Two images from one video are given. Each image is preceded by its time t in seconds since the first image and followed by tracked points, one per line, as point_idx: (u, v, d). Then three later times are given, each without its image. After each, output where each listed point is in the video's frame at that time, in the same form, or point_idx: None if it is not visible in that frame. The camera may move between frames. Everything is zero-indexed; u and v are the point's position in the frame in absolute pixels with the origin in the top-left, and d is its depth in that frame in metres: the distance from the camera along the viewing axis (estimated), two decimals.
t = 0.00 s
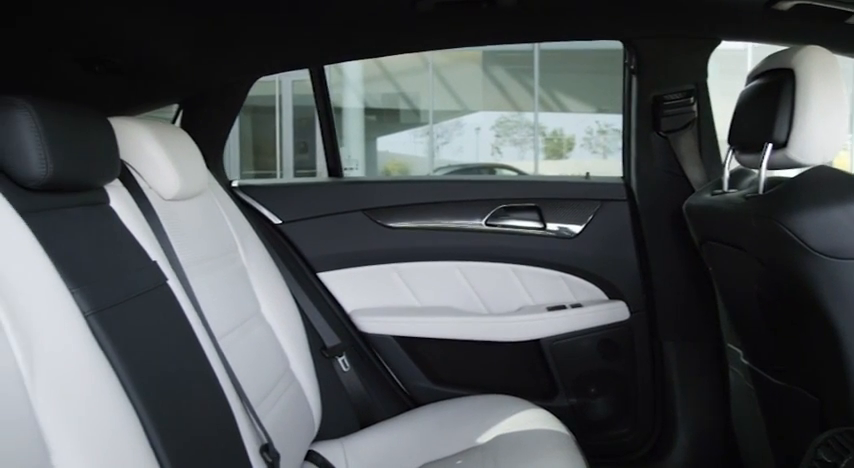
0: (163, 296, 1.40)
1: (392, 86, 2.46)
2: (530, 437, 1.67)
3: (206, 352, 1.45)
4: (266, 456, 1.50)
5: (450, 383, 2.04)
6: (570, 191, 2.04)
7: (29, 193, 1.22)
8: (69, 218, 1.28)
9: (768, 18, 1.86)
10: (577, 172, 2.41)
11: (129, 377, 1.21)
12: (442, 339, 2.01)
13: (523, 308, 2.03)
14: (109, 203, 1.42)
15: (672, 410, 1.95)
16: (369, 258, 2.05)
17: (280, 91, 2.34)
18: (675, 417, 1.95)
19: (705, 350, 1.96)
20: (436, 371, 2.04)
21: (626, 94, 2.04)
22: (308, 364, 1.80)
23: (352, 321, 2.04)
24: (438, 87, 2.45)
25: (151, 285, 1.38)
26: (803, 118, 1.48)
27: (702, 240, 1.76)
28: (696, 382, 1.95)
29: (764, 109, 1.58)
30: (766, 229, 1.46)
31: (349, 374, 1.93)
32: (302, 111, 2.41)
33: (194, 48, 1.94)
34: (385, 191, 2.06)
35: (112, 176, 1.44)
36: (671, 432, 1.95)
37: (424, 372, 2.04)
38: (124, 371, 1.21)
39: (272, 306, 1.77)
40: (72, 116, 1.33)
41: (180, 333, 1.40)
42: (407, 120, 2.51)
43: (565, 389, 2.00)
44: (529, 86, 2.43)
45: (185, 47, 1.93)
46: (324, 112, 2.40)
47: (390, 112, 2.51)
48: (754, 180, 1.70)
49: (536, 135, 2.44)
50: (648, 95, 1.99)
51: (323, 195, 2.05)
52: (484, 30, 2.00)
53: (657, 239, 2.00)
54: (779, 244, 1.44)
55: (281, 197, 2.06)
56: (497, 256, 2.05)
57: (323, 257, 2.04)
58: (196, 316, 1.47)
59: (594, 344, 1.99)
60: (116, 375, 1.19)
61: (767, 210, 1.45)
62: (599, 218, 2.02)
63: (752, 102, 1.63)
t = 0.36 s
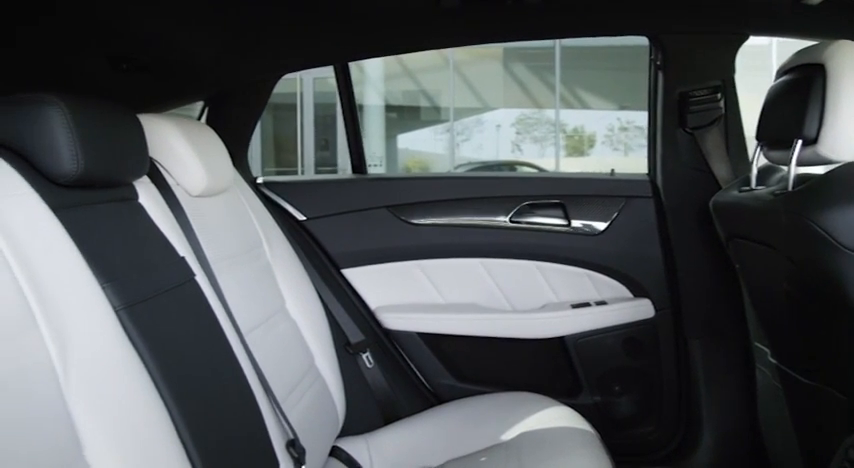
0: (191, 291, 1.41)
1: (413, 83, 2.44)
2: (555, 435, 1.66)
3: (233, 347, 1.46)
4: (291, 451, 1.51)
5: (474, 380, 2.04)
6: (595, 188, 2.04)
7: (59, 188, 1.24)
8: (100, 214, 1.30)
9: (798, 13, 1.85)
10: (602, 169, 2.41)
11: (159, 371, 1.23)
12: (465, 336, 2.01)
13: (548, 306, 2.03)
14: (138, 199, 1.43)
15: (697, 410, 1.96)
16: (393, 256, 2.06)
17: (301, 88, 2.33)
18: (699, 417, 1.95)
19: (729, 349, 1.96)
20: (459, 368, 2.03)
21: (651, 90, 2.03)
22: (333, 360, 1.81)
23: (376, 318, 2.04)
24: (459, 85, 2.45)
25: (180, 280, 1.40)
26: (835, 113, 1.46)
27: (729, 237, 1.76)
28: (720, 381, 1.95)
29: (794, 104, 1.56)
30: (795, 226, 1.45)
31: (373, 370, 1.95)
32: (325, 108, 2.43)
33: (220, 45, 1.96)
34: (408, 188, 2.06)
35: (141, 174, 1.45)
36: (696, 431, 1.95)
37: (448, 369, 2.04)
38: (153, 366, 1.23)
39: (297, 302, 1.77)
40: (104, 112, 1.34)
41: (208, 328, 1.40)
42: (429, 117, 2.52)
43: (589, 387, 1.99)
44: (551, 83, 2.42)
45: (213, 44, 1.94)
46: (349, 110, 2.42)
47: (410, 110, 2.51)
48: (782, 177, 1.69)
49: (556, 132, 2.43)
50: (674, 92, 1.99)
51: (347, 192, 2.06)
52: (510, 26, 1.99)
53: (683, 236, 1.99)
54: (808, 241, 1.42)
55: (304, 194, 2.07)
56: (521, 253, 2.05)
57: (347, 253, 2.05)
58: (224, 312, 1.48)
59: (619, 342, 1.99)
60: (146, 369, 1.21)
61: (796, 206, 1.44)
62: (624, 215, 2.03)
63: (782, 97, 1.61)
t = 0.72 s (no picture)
0: (219, 287, 1.42)
1: (433, 80, 2.44)
2: (582, 433, 1.66)
3: (261, 344, 1.47)
4: (318, 447, 1.51)
5: (498, 378, 2.06)
6: (620, 186, 2.05)
7: (90, 184, 1.25)
8: (130, 212, 1.31)
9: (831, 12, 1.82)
10: (629, 167, 2.40)
11: (189, 367, 1.24)
12: (492, 334, 2.04)
13: (572, 304, 2.05)
14: (167, 196, 1.44)
15: (723, 410, 1.95)
16: (417, 253, 2.09)
17: (322, 87, 2.36)
18: (725, 417, 1.94)
19: (754, 349, 1.95)
20: (483, 365, 2.06)
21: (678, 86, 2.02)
22: (357, 357, 1.82)
23: (400, 314, 2.08)
24: (481, 86, 2.43)
25: (208, 277, 1.40)
26: None
27: (757, 237, 1.76)
28: (745, 381, 1.94)
29: (826, 101, 1.54)
30: (826, 224, 1.43)
31: (398, 367, 1.96)
32: (345, 105, 2.41)
33: (248, 44, 1.97)
34: (435, 185, 2.11)
35: (170, 172, 1.46)
36: (722, 431, 1.95)
37: (472, 367, 2.07)
38: (183, 362, 1.24)
39: (323, 299, 1.78)
40: (136, 110, 1.35)
41: (235, 324, 1.41)
42: (450, 116, 2.48)
43: (614, 385, 2.00)
44: (572, 80, 2.36)
45: (240, 41, 1.96)
46: (375, 109, 2.43)
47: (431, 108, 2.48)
48: (812, 175, 1.67)
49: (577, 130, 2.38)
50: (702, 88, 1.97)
51: (375, 190, 2.11)
52: (535, 24, 1.99)
53: (711, 234, 1.99)
54: (838, 239, 1.40)
55: (329, 192, 2.12)
56: (547, 251, 2.07)
57: (372, 250, 2.10)
58: (252, 309, 1.49)
59: (644, 340, 1.99)
60: (176, 365, 1.22)
61: (826, 204, 1.42)
62: (650, 213, 2.01)
63: (813, 94, 1.59)
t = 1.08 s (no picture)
0: (249, 285, 1.43)
1: (456, 80, 2.44)
2: (609, 433, 1.65)
3: (290, 341, 1.48)
4: (347, 445, 1.52)
5: (525, 378, 2.07)
6: (649, 185, 2.05)
7: (124, 182, 1.27)
8: (161, 210, 1.32)
9: None
10: (657, 165, 2.33)
11: (220, 363, 1.25)
12: (519, 333, 2.05)
13: (599, 303, 2.06)
14: (197, 194, 1.45)
15: (753, 411, 1.94)
16: (444, 252, 2.12)
17: (345, 85, 2.35)
18: (753, 418, 1.94)
19: (782, 349, 1.95)
20: (510, 364, 2.07)
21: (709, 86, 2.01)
22: (384, 355, 1.83)
23: (427, 313, 2.10)
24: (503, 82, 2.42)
25: (238, 274, 1.41)
26: None
27: (789, 236, 1.73)
28: (775, 381, 1.93)
29: None
30: None
31: (423, 366, 1.95)
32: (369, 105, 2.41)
33: (276, 44, 1.99)
34: (464, 184, 2.13)
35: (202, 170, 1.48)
36: (751, 432, 1.93)
37: (499, 366, 2.08)
38: (215, 359, 1.25)
39: (350, 297, 1.79)
40: (168, 109, 1.36)
41: (265, 322, 1.42)
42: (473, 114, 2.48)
43: (642, 385, 2.00)
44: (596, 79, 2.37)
45: (269, 40, 1.97)
46: (402, 108, 2.43)
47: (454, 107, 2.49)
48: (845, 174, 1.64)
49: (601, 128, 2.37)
50: (731, 86, 1.96)
51: (404, 190, 2.14)
52: (562, 23, 1.98)
53: (740, 233, 1.99)
54: None
55: (356, 192, 2.15)
56: (575, 250, 2.08)
57: (400, 249, 2.12)
58: (281, 307, 1.50)
59: (672, 341, 1.99)
60: (208, 362, 1.23)
61: None
62: (678, 213, 2.04)
63: (847, 92, 1.57)
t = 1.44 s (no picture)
0: (280, 283, 1.44)
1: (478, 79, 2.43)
2: (637, 433, 1.64)
3: (319, 339, 1.49)
4: (375, 444, 1.52)
5: (552, 378, 2.07)
6: (678, 184, 2.05)
7: (158, 181, 1.28)
8: (193, 208, 1.33)
9: None
10: (685, 163, 2.29)
11: (253, 362, 1.26)
12: (547, 333, 2.05)
13: (626, 303, 2.05)
14: (228, 193, 1.46)
15: (784, 414, 1.91)
16: (470, 252, 2.13)
17: (368, 84, 2.34)
18: (783, 420, 1.92)
19: (814, 351, 1.93)
20: (536, 364, 2.07)
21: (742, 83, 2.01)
22: (411, 354, 1.83)
23: (453, 313, 2.10)
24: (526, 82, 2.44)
25: (269, 273, 1.42)
26: None
27: (820, 236, 1.71)
28: (805, 384, 1.91)
29: None
30: None
31: (449, 365, 1.98)
32: (392, 105, 2.41)
33: (304, 43, 2.00)
34: (491, 183, 2.13)
35: (233, 169, 1.49)
36: (781, 434, 1.91)
37: (525, 366, 2.08)
38: (247, 357, 1.26)
39: (377, 295, 1.79)
40: (201, 108, 1.37)
41: (295, 320, 1.43)
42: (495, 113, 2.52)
43: (670, 386, 1.99)
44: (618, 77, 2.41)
45: (296, 39, 1.98)
46: (427, 108, 2.39)
47: (476, 107, 2.48)
48: None
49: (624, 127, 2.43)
50: (760, 85, 1.96)
51: (431, 190, 2.16)
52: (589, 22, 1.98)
53: (770, 233, 1.97)
54: None
55: (382, 191, 2.17)
56: (602, 249, 2.08)
57: (426, 248, 2.14)
58: (310, 305, 1.51)
59: (700, 342, 1.98)
60: (240, 360, 1.24)
61: None
62: (706, 213, 2.03)
63: None
